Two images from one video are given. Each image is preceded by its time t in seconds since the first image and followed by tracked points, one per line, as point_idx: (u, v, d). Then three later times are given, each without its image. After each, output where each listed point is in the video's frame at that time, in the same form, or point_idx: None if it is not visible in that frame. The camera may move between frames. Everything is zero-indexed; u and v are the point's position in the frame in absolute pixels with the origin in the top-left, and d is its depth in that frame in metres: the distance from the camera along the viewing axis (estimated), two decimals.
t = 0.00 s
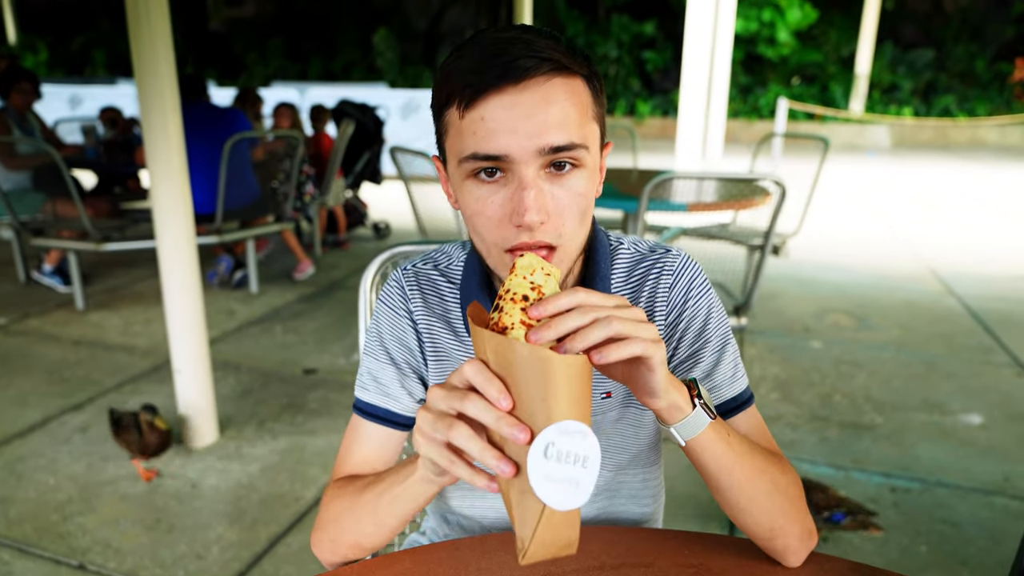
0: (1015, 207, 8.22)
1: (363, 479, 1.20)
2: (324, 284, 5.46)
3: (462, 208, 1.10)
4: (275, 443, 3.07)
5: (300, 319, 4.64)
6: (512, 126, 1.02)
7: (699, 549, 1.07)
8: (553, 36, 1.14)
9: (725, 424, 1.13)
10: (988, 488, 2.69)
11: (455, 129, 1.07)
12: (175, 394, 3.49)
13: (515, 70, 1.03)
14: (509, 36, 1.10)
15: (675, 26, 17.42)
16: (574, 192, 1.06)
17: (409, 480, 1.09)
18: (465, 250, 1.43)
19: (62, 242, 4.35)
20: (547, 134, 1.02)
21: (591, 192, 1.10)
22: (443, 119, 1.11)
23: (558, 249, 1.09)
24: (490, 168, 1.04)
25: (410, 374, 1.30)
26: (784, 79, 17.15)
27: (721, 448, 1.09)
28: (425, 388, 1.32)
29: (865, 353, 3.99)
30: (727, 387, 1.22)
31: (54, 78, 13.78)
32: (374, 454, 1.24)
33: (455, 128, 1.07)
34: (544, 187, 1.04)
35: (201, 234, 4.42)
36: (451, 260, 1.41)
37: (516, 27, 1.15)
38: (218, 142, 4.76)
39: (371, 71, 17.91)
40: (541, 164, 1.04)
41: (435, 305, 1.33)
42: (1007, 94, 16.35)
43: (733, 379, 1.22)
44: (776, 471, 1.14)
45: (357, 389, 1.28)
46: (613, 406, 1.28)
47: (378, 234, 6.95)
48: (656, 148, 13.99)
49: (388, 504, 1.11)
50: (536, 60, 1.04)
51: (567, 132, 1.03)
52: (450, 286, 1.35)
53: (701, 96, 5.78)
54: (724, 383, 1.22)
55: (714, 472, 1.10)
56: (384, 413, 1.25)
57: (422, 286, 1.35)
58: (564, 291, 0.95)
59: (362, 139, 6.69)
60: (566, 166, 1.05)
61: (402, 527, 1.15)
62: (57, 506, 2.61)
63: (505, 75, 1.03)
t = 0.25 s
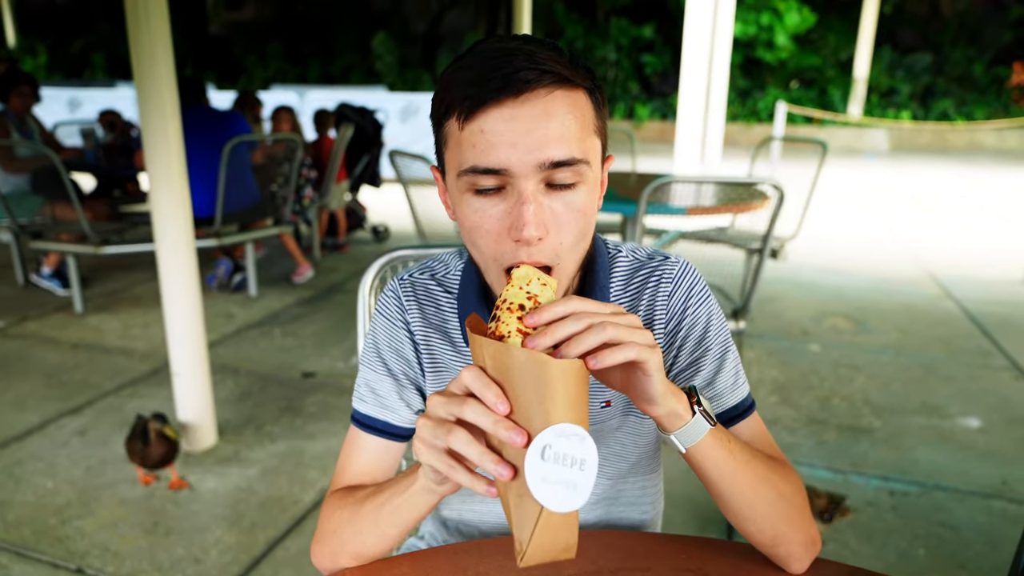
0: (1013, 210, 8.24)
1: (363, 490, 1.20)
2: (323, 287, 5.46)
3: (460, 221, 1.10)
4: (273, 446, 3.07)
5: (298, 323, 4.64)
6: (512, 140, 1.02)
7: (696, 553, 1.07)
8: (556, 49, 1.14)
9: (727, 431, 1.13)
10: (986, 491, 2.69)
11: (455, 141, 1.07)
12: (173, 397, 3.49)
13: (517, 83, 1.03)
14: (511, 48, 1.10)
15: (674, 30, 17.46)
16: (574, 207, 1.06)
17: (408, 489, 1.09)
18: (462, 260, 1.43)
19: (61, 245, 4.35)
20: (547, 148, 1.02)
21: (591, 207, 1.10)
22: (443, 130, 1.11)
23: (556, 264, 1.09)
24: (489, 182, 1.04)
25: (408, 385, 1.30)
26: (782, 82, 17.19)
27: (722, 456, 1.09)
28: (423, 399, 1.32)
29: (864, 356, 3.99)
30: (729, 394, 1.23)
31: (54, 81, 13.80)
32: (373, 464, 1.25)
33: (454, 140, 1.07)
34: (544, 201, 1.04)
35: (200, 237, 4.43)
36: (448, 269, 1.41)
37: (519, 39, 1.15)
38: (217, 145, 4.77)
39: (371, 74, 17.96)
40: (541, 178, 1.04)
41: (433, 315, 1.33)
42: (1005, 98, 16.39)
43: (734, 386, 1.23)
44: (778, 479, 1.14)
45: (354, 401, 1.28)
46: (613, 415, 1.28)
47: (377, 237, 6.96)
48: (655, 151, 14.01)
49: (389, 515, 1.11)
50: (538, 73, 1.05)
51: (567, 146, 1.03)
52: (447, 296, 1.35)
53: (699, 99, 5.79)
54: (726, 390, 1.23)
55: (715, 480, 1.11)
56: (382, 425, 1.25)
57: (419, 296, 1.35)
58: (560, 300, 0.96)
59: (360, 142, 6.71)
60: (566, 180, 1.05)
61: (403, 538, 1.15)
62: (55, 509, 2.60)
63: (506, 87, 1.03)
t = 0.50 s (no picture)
0: (1011, 214, 8.25)
1: (361, 497, 1.21)
2: (321, 290, 5.46)
3: (455, 232, 1.09)
4: (271, 450, 3.07)
5: (297, 326, 4.64)
6: (510, 154, 1.00)
7: (693, 556, 1.07)
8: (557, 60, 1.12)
9: (724, 434, 1.14)
10: (984, 495, 2.69)
11: (451, 152, 1.06)
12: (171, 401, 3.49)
13: (516, 95, 1.01)
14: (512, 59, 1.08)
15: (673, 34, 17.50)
16: (572, 223, 1.05)
17: (406, 493, 1.10)
18: (457, 266, 1.43)
19: (59, 249, 4.35)
20: (546, 163, 1.01)
21: (590, 221, 1.08)
22: (440, 140, 1.09)
23: (552, 281, 1.08)
24: (485, 196, 1.03)
25: (404, 393, 1.30)
26: (780, 86, 17.23)
27: (720, 458, 1.10)
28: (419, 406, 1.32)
29: (862, 360, 4.00)
30: (727, 400, 1.23)
31: (52, 85, 13.82)
32: (371, 470, 1.25)
33: (450, 151, 1.06)
34: (541, 216, 1.03)
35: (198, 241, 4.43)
36: (443, 275, 1.41)
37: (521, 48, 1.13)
38: (216, 149, 4.77)
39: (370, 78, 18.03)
40: (539, 193, 1.02)
41: (428, 323, 1.33)
42: (1003, 102, 16.43)
43: (732, 392, 1.23)
44: (776, 483, 1.14)
45: (351, 409, 1.28)
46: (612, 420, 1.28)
47: (375, 240, 6.97)
48: (654, 155, 14.03)
49: (388, 518, 1.12)
50: (538, 86, 1.03)
51: (567, 161, 1.02)
52: (442, 303, 1.35)
53: (697, 103, 5.80)
54: (724, 396, 1.23)
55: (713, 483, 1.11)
56: (378, 433, 1.26)
57: (414, 304, 1.35)
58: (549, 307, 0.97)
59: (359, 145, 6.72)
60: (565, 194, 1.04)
61: (402, 543, 1.15)
62: (53, 513, 2.60)
63: (505, 100, 1.01)
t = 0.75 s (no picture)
0: (1009, 215, 8.26)
1: (356, 499, 1.22)
2: (320, 291, 5.46)
3: (444, 255, 1.08)
4: (270, 451, 3.07)
5: (295, 327, 4.64)
6: (496, 187, 0.98)
7: (692, 555, 1.08)
8: (546, 73, 1.07)
9: (722, 433, 1.14)
10: (981, 496, 2.70)
11: (436, 179, 1.03)
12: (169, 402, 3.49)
13: (502, 125, 0.97)
14: (498, 77, 1.03)
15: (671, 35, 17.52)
16: (561, 247, 1.04)
17: (400, 494, 1.10)
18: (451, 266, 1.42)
19: (57, 250, 4.35)
20: (533, 195, 0.98)
21: (580, 243, 1.07)
22: (425, 165, 1.06)
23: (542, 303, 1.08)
24: (471, 226, 1.01)
25: (398, 396, 1.30)
26: (779, 87, 17.24)
27: (718, 456, 1.10)
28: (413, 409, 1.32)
29: (860, 361, 4.00)
30: (724, 401, 1.23)
31: (50, 85, 13.81)
32: (367, 473, 1.26)
33: (436, 179, 1.03)
34: (529, 244, 1.02)
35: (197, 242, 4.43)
36: (437, 277, 1.40)
37: (508, 59, 1.07)
38: (214, 151, 4.77)
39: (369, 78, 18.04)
40: (527, 223, 1.01)
41: (421, 326, 1.32)
42: (1002, 103, 16.45)
43: (729, 393, 1.24)
44: (775, 481, 1.15)
45: (345, 412, 1.28)
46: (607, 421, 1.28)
47: (374, 242, 6.96)
48: (653, 156, 14.04)
49: (380, 520, 1.12)
50: (524, 113, 0.99)
51: (554, 191, 0.99)
52: (436, 305, 1.34)
53: (696, 104, 5.81)
54: (720, 397, 1.23)
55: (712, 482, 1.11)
56: (372, 437, 1.25)
57: (407, 306, 1.34)
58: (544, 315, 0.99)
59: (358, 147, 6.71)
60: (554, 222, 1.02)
61: (396, 545, 1.15)
62: (51, 514, 2.60)
63: (490, 130, 0.97)
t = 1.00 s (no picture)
0: (1009, 215, 8.27)
1: (354, 499, 1.22)
2: (319, 290, 5.46)
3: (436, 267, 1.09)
4: (269, 450, 3.08)
5: (294, 326, 4.64)
6: (485, 206, 0.97)
7: (688, 554, 1.08)
8: (541, 87, 1.05)
9: (715, 434, 1.14)
10: (980, 495, 2.70)
11: (428, 194, 1.03)
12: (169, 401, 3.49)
13: (492, 144, 0.96)
14: (489, 92, 1.01)
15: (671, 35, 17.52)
16: (553, 263, 1.04)
17: (398, 494, 1.10)
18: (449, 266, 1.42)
19: (56, 248, 4.34)
20: (523, 214, 0.98)
21: (572, 256, 1.06)
22: (417, 178, 1.06)
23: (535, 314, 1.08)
24: (462, 243, 1.01)
25: (396, 396, 1.30)
26: (778, 87, 17.24)
27: (712, 459, 1.10)
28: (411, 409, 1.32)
29: (859, 361, 4.00)
30: (721, 401, 1.24)
31: (49, 84, 13.80)
32: (365, 473, 1.26)
33: (427, 194, 1.03)
34: (520, 261, 1.02)
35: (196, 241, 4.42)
36: (434, 277, 1.39)
37: (500, 69, 1.05)
38: (213, 150, 4.77)
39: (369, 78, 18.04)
40: (517, 241, 1.00)
41: (419, 326, 1.32)
42: (1001, 103, 16.46)
43: (725, 391, 1.24)
44: (770, 482, 1.15)
45: (342, 412, 1.28)
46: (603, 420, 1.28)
47: (374, 241, 6.96)
48: (652, 156, 14.04)
49: (378, 520, 1.12)
50: (515, 132, 0.97)
51: (544, 210, 0.99)
52: (433, 305, 1.34)
53: (695, 104, 5.81)
54: (717, 397, 1.24)
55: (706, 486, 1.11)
56: (370, 437, 1.25)
57: (405, 308, 1.34)
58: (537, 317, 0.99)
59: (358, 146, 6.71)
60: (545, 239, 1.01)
61: (394, 544, 1.15)
62: (50, 513, 2.60)
63: (480, 150, 0.96)
